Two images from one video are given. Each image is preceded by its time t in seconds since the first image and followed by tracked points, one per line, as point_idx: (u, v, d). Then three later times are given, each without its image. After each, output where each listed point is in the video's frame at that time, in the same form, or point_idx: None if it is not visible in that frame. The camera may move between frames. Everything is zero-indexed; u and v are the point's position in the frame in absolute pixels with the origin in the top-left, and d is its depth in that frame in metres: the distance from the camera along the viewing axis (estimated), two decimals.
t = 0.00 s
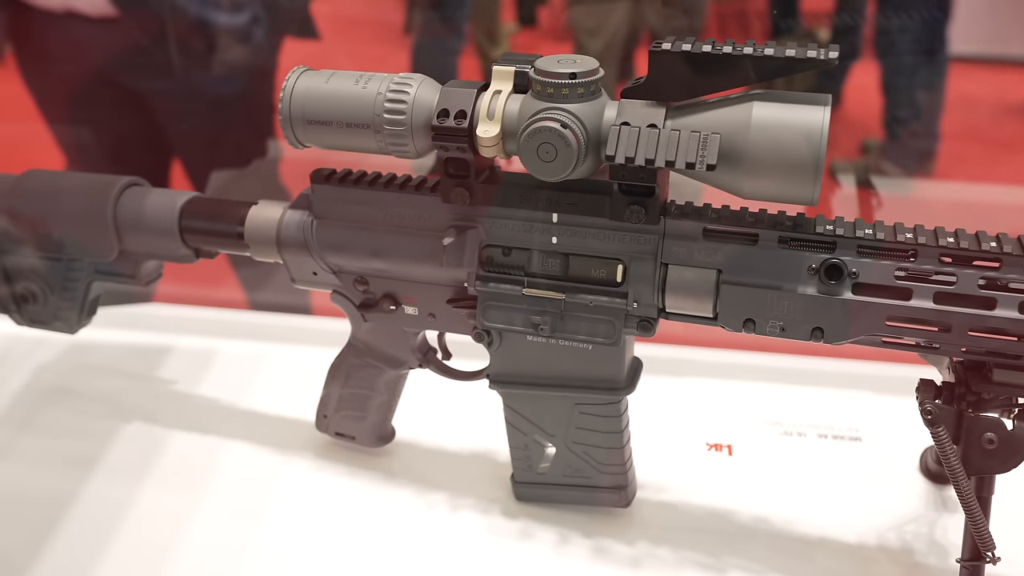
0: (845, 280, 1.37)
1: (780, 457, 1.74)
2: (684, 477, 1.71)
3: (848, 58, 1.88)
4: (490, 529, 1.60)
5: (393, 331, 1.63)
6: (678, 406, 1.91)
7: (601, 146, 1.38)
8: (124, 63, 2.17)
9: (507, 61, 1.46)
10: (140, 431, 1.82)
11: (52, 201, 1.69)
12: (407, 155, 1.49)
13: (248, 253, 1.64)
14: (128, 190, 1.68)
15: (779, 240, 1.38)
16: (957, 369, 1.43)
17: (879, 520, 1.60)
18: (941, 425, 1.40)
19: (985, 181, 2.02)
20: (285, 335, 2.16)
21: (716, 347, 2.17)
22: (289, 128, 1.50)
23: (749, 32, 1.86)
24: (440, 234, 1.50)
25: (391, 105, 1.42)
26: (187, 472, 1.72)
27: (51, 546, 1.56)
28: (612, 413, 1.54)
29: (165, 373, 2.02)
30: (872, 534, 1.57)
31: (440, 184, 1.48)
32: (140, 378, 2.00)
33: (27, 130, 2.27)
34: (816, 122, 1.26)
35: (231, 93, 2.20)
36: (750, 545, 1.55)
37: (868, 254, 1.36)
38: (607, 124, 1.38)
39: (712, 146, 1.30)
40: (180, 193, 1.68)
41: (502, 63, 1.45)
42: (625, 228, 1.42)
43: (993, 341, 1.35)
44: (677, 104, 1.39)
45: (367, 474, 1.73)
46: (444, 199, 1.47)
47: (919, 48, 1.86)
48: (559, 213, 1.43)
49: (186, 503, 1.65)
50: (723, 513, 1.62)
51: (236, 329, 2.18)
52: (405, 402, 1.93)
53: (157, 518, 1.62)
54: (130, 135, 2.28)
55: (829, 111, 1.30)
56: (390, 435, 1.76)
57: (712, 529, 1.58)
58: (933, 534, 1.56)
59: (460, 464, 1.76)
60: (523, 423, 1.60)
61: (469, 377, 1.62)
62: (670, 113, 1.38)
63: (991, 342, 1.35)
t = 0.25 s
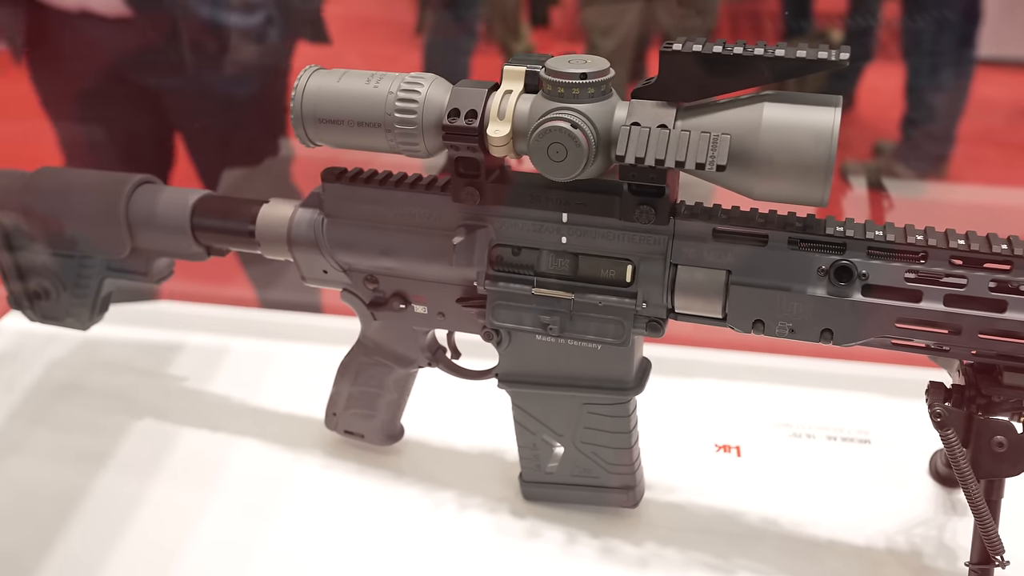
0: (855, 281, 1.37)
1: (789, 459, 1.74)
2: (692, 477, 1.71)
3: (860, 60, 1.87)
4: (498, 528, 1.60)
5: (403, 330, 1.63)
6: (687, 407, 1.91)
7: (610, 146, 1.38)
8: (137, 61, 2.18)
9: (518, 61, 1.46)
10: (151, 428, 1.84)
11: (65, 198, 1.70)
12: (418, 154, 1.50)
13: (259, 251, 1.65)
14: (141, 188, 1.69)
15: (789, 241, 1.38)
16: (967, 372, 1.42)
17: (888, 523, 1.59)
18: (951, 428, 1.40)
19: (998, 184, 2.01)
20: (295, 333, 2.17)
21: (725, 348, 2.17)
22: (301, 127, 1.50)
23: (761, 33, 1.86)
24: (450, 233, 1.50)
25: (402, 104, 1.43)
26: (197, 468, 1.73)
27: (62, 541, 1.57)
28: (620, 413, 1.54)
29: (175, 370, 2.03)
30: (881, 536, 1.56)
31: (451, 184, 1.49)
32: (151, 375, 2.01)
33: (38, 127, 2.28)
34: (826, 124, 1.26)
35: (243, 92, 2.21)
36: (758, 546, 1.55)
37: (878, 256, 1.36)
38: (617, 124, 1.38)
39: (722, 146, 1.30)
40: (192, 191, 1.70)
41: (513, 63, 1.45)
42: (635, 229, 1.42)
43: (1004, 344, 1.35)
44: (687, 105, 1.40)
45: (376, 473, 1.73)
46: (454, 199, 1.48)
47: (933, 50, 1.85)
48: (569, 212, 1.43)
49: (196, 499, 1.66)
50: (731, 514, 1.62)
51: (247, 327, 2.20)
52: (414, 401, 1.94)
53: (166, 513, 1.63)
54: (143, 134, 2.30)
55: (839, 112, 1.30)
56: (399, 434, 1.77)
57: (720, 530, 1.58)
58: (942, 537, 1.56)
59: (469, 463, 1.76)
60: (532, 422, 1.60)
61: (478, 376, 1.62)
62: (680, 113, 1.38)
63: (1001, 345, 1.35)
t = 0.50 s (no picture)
0: (864, 285, 1.36)
1: (796, 462, 1.74)
2: (699, 480, 1.70)
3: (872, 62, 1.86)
4: (504, 529, 1.60)
5: (411, 330, 1.63)
6: (694, 409, 1.90)
7: (619, 147, 1.38)
8: (147, 60, 2.19)
9: (528, 61, 1.46)
10: (159, 426, 1.84)
11: (75, 196, 1.71)
12: (427, 155, 1.50)
13: (268, 250, 1.66)
14: (150, 187, 1.70)
15: (798, 243, 1.37)
16: (976, 377, 1.41)
17: (896, 527, 1.58)
18: (960, 433, 1.40)
19: (1010, 187, 2.00)
20: (303, 332, 2.17)
21: (733, 350, 2.16)
22: (310, 126, 1.51)
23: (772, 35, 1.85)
24: (458, 233, 1.50)
25: (411, 104, 1.43)
26: (204, 467, 1.74)
27: (69, 538, 1.58)
28: (628, 415, 1.53)
29: (184, 369, 2.04)
30: (889, 541, 1.56)
31: (459, 184, 1.49)
32: (159, 373, 2.02)
33: (46, 123, 2.26)
34: (836, 126, 1.26)
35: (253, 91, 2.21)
36: (765, 549, 1.54)
37: (888, 259, 1.35)
38: (626, 126, 1.38)
39: (731, 148, 1.30)
40: (201, 190, 1.70)
41: (523, 64, 1.45)
42: (644, 230, 1.41)
43: (1014, 348, 1.34)
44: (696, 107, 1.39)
45: (382, 473, 1.73)
46: (463, 199, 1.48)
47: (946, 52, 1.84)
48: (578, 214, 1.43)
49: (204, 497, 1.67)
50: (739, 517, 1.61)
51: (255, 326, 2.20)
52: (421, 401, 1.94)
53: (173, 511, 1.63)
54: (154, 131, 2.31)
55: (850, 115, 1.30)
56: (406, 434, 1.77)
57: (727, 533, 1.58)
58: (951, 542, 1.55)
59: (476, 464, 1.76)
60: (539, 424, 1.60)
61: (485, 377, 1.62)
62: (689, 115, 1.38)
63: (1012, 349, 1.34)
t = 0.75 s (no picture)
0: (878, 290, 1.35)
1: (807, 468, 1.72)
2: (709, 485, 1.69)
3: (885, 65, 1.85)
4: (513, 533, 1.59)
5: (420, 333, 1.63)
6: (704, 414, 1.89)
7: (631, 150, 1.37)
8: (156, 59, 2.19)
9: (539, 63, 1.45)
10: (166, 426, 1.84)
11: (84, 196, 1.71)
12: (437, 156, 1.49)
13: (277, 251, 1.65)
14: (160, 187, 1.69)
15: (811, 248, 1.36)
16: (991, 384, 1.40)
17: (908, 535, 1.57)
18: (974, 440, 1.38)
19: None
20: (311, 333, 2.17)
21: (743, 354, 2.14)
22: (320, 127, 1.50)
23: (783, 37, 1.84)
24: (468, 236, 1.49)
25: (421, 106, 1.42)
26: (211, 468, 1.73)
27: (76, 539, 1.57)
28: (637, 420, 1.52)
29: (192, 369, 2.04)
30: (901, 549, 1.54)
31: (469, 187, 1.48)
32: (168, 374, 2.02)
33: (64, 123, 2.32)
34: (850, 130, 1.24)
35: (262, 91, 2.21)
36: (775, 556, 1.53)
37: (902, 265, 1.34)
38: (638, 129, 1.37)
39: (744, 152, 1.29)
40: (211, 190, 1.70)
41: (534, 66, 1.44)
42: (655, 234, 1.40)
43: None
44: (709, 110, 1.38)
45: (390, 475, 1.73)
46: (473, 202, 1.47)
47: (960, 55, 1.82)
48: (588, 217, 1.42)
49: (211, 498, 1.66)
50: (748, 523, 1.60)
51: (263, 326, 2.20)
52: (430, 403, 1.93)
53: (181, 512, 1.63)
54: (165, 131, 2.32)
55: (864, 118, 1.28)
56: (414, 437, 1.76)
57: (737, 540, 1.57)
58: (963, 551, 1.53)
59: (484, 467, 1.75)
60: (548, 427, 1.59)
61: (494, 380, 1.61)
62: (702, 118, 1.37)
63: None
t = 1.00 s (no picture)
0: (893, 296, 1.33)
1: (818, 475, 1.70)
2: (719, 491, 1.67)
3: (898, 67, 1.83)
4: (521, 538, 1.58)
5: (428, 336, 1.62)
6: (714, 418, 1.87)
7: (643, 153, 1.35)
8: (166, 58, 2.18)
9: (550, 65, 1.44)
10: (174, 427, 1.84)
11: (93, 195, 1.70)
12: (447, 158, 1.48)
13: (286, 252, 1.64)
14: (169, 187, 1.69)
15: (824, 253, 1.34)
16: (1005, 391, 1.38)
17: (921, 543, 1.55)
18: (989, 449, 1.36)
19: None
20: (319, 334, 2.16)
21: (754, 358, 2.13)
22: (329, 128, 1.49)
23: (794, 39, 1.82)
24: (478, 238, 1.48)
25: (431, 107, 1.41)
26: (218, 469, 1.73)
27: (81, 540, 1.57)
28: (647, 425, 1.51)
29: (200, 369, 2.03)
30: (913, 558, 1.52)
31: (479, 189, 1.47)
32: (175, 374, 2.01)
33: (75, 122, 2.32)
34: (866, 134, 1.23)
35: (270, 91, 2.20)
36: (785, 564, 1.51)
37: (917, 271, 1.32)
38: (650, 131, 1.35)
39: (758, 155, 1.27)
40: (220, 190, 1.69)
41: (545, 67, 1.43)
42: (666, 238, 1.39)
43: None
44: (722, 112, 1.37)
45: (398, 478, 1.72)
46: (483, 204, 1.46)
47: (975, 57, 1.80)
48: (599, 220, 1.41)
49: (218, 499, 1.66)
50: (759, 530, 1.58)
51: (271, 327, 2.19)
52: (437, 405, 1.92)
53: (187, 513, 1.63)
54: (173, 131, 2.31)
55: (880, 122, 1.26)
56: (422, 440, 1.75)
57: (747, 547, 1.55)
58: (977, 560, 1.51)
59: (492, 471, 1.74)
60: (557, 432, 1.58)
61: (503, 384, 1.60)
62: (715, 121, 1.35)
63: None
